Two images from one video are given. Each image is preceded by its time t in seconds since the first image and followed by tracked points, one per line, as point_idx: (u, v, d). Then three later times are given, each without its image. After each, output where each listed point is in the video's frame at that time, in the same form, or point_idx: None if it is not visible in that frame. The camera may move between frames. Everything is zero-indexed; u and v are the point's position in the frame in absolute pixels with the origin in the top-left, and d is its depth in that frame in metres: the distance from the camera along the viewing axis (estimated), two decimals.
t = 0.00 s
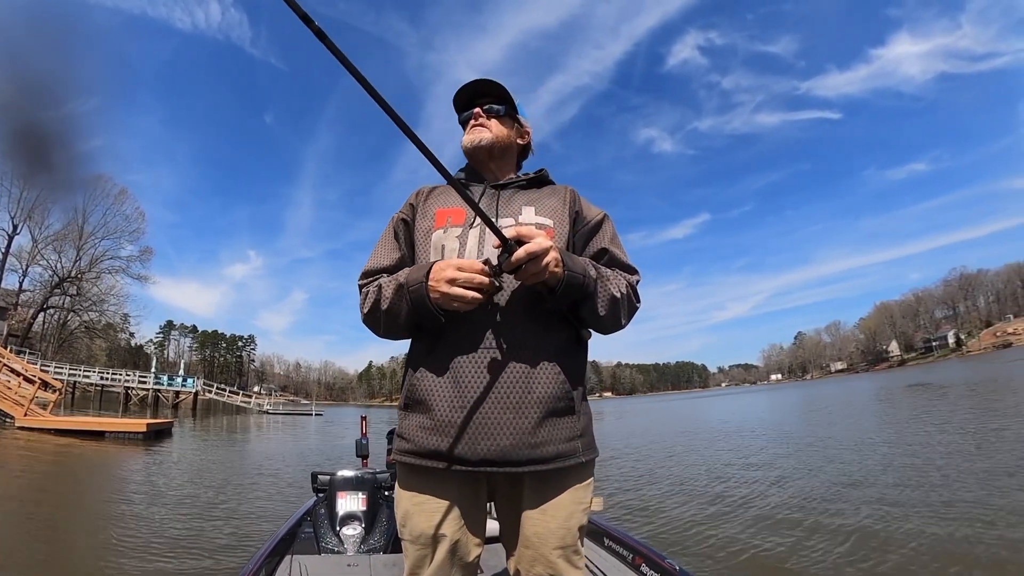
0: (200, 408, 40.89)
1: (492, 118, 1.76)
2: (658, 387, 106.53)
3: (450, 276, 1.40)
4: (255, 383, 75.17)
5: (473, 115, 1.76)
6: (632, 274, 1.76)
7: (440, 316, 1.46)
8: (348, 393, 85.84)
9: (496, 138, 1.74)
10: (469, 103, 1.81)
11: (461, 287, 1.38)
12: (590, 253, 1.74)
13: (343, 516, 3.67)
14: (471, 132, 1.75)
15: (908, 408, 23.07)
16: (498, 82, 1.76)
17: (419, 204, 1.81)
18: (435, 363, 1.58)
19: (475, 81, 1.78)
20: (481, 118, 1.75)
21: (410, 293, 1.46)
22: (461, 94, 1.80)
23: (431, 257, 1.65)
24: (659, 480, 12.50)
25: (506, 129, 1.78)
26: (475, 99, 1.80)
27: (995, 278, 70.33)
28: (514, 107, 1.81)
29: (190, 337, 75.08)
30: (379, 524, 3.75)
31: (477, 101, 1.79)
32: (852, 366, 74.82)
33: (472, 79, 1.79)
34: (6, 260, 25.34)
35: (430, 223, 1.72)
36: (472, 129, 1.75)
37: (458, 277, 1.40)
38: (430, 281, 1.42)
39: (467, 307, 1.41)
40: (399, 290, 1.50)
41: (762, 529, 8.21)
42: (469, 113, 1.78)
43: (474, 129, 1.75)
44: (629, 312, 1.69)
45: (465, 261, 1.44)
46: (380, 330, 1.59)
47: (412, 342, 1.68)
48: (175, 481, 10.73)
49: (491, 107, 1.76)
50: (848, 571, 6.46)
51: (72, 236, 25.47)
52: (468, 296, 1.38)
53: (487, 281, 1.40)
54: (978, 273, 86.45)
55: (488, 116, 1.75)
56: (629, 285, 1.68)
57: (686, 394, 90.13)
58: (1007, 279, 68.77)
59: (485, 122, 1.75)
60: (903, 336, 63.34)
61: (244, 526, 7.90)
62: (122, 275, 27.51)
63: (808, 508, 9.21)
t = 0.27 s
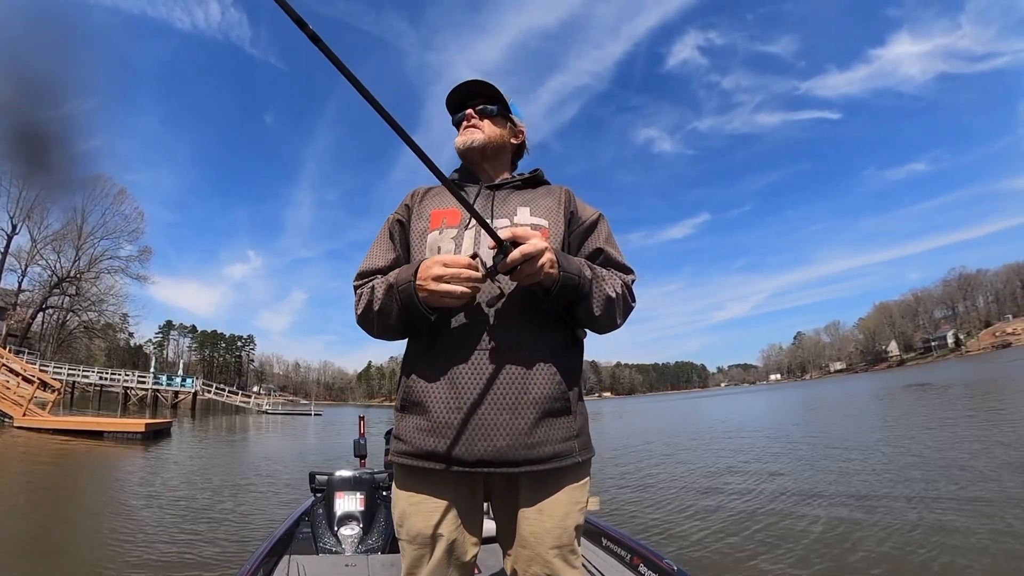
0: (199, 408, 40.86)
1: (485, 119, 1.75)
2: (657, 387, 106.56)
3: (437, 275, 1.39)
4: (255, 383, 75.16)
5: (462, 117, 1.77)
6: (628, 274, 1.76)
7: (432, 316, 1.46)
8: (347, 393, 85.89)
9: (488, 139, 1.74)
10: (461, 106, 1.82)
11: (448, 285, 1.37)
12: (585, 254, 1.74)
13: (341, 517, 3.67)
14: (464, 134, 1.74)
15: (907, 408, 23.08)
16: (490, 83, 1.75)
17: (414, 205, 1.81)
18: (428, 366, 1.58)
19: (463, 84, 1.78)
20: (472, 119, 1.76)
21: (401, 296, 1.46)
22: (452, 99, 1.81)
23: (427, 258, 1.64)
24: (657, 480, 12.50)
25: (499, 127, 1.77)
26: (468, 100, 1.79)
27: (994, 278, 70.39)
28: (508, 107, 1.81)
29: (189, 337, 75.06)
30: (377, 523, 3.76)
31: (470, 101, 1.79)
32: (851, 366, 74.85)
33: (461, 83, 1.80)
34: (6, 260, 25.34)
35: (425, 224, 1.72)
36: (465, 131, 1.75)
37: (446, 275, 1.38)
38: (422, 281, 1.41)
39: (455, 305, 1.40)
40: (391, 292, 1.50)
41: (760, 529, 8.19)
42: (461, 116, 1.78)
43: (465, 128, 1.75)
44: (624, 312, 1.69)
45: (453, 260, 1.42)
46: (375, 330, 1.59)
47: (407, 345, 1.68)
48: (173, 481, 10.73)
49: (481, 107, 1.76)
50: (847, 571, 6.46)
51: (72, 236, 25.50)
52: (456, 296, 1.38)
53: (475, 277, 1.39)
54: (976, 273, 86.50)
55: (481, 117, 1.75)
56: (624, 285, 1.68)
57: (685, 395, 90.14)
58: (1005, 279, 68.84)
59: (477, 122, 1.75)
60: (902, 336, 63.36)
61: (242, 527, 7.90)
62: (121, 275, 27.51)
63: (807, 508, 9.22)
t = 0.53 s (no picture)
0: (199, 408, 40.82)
1: (480, 119, 1.75)
2: (657, 387, 106.54)
3: (430, 274, 1.38)
4: (254, 383, 75.12)
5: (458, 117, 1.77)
6: (625, 274, 1.76)
7: (428, 317, 1.46)
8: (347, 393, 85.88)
9: (485, 139, 1.73)
10: (458, 106, 1.82)
11: (442, 284, 1.36)
12: (582, 254, 1.73)
13: (339, 517, 3.67)
14: (461, 135, 1.74)
15: (907, 408, 23.05)
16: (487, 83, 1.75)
17: (412, 205, 1.81)
18: (425, 366, 1.58)
19: (458, 86, 1.78)
20: (467, 121, 1.75)
21: (397, 297, 1.46)
22: (448, 101, 1.82)
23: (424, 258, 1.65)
24: (656, 480, 12.49)
25: (495, 128, 1.76)
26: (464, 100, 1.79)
27: (994, 278, 70.38)
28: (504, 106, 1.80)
29: (189, 337, 75.01)
30: (376, 523, 3.75)
31: (466, 101, 1.78)
32: (851, 366, 74.82)
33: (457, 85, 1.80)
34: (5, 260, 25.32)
35: (423, 225, 1.71)
36: (461, 131, 1.75)
37: (440, 274, 1.37)
38: (418, 282, 1.40)
39: (449, 305, 1.40)
40: (388, 293, 1.50)
41: (760, 529, 8.18)
42: (457, 117, 1.78)
43: (461, 129, 1.74)
44: (622, 312, 1.68)
45: (447, 260, 1.41)
46: (372, 331, 1.59)
47: (404, 345, 1.68)
48: (172, 481, 10.72)
49: (476, 108, 1.76)
50: (847, 572, 6.45)
51: (71, 236, 25.48)
52: (449, 296, 1.37)
53: (472, 276, 1.38)
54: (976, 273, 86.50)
55: (477, 116, 1.75)
56: (622, 285, 1.68)
57: (685, 395, 90.10)
58: (1005, 279, 68.84)
59: (473, 123, 1.75)
60: (902, 337, 63.28)
61: (241, 527, 7.88)
62: (120, 275, 27.48)
63: (806, 508, 9.21)
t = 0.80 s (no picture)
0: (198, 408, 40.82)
1: (479, 119, 1.75)
2: (657, 387, 106.51)
3: (427, 275, 1.38)
4: (254, 383, 75.08)
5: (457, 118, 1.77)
6: (624, 274, 1.76)
7: (425, 319, 1.46)
8: (347, 393, 85.92)
9: (482, 139, 1.73)
10: (456, 106, 1.82)
11: (439, 285, 1.36)
12: (581, 254, 1.73)
13: (338, 517, 3.66)
14: (459, 135, 1.74)
15: (906, 408, 23.06)
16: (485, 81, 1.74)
17: (410, 204, 1.81)
18: (422, 367, 1.58)
19: (457, 85, 1.78)
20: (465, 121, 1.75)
21: (395, 299, 1.46)
22: (447, 100, 1.81)
23: (422, 258, 1.64)
24: (656, 480, 12.48)
25: (494, 127, 1.76)
26: (464, 99, 1.79)
27: (994, 278, 70.36)
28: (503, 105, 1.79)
29: (189, 337, 74.96)
30: (374, 523, 3.76)
31: (466, 101, 1.78)
32: (851, 366, 74.81)
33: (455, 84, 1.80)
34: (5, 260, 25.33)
35: (422, 224, 1.71)
36: (459, 131, 1.75)
37: (436, 276, 1.37)
38: (415, 282, 1.40)
39: (445, 308, 1.40)
40: (386, 294, 1.50)
41: (760, 529, 8.18)
42: (456, 117, 1.78)
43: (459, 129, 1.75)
44: (620, 311, 1.68)
45: (444, 261, 1.41)
46: (370, 331, 1.59)
47: (402, 346, 1.67)
48: (172, 481, 10.73)
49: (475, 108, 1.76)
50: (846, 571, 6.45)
51: (71, 236, 25.48)
52: (446, 296, 1.37)
53: (469, 278, 1.37)
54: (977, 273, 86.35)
55: (476, 116, 1.74)
56: (620, 285, 1.67)
57: (685, 395, 90.08)
58: (1005, 279, 68.90)
59: (471, 123, 1.74)
60: (902, 337, 63.30)
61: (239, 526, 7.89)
62: (120, 274, 27.46)
63: (806, 508, 9.22)
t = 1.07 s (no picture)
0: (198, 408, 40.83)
1: (479, 119, 1.75)
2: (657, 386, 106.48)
3: (427, 276, 1.37)
4: (254, 383, 75.08)
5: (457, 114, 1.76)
6: (623, 275, 1.76)
7: (424, 318, 1.46)
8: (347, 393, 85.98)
9: (482, 139, 1.73)
10: (457, 102, 1.81)
11: (439, 284, 1.36)
12: (580, 255, 1.73)
13: (337, 517, 3.66)
14: (459, 133, 1.74)
15: (906, 408, 23.08)
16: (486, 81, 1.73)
17: (410, 203, 1.81)
18: (422, 367, 1.58)
19: (460, 81, 1.77)
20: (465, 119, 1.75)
21: (395, 300, 1.46)
22: (448, 95, 1.81)
23: (422, 257, 1.64)
24: (656, 480, 12.48)
25: (493, 128, 1.75)
26: (464, 99, 1.79)
27: (994, 278, 70.36)
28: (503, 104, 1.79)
29: (189, 337, 74.94)
30: (373, 523, 3.75)
31: (466, 100, 1.78)
32: (851, 366, 74.81)
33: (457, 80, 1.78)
34: (5, 260, 25.33)
35: (421, 223, 1.72)
36: (459, 131, 1.75)
37: (436, 276, 1.37)
38: (415, 283, 1.40)
39: (445, 308, 1.40)
40: (386, 294, 1.50)
41: (760, 529, 8.18)
42: (456, 114, 1.77)
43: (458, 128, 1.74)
44: (620, 312, 1.68)
45: (443, 262, 1.41)
46: (369, 331, 1.58)
47: (402, 345, 1.67)
48: (171, 481, 10.73)
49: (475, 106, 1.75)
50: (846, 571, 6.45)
51: (71, 236, 25.47)
52: (445, 296, 1.37)
53: (469, 279, 1.37)
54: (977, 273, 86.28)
55: (476, 116, 1.74)
56: (619, 286, 1.68)
57: (685, 395, 90.07)
58: (1005, 279, 68.89)
59: (471, 122, 1.74)
60: (902, 337, 63.31)
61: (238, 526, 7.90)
62: (120, 274, 27.45)
63: (805, 508, 9.22)
